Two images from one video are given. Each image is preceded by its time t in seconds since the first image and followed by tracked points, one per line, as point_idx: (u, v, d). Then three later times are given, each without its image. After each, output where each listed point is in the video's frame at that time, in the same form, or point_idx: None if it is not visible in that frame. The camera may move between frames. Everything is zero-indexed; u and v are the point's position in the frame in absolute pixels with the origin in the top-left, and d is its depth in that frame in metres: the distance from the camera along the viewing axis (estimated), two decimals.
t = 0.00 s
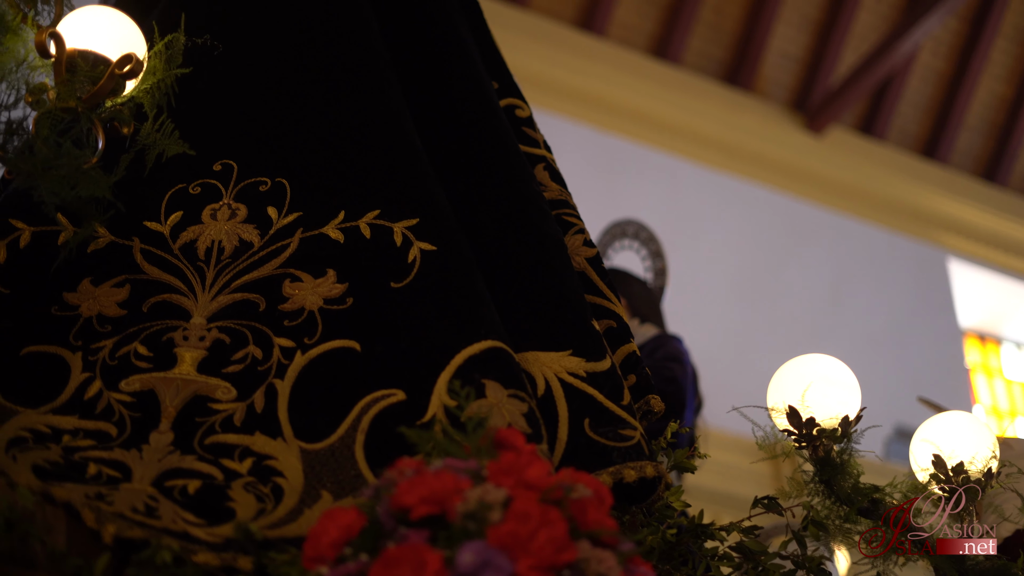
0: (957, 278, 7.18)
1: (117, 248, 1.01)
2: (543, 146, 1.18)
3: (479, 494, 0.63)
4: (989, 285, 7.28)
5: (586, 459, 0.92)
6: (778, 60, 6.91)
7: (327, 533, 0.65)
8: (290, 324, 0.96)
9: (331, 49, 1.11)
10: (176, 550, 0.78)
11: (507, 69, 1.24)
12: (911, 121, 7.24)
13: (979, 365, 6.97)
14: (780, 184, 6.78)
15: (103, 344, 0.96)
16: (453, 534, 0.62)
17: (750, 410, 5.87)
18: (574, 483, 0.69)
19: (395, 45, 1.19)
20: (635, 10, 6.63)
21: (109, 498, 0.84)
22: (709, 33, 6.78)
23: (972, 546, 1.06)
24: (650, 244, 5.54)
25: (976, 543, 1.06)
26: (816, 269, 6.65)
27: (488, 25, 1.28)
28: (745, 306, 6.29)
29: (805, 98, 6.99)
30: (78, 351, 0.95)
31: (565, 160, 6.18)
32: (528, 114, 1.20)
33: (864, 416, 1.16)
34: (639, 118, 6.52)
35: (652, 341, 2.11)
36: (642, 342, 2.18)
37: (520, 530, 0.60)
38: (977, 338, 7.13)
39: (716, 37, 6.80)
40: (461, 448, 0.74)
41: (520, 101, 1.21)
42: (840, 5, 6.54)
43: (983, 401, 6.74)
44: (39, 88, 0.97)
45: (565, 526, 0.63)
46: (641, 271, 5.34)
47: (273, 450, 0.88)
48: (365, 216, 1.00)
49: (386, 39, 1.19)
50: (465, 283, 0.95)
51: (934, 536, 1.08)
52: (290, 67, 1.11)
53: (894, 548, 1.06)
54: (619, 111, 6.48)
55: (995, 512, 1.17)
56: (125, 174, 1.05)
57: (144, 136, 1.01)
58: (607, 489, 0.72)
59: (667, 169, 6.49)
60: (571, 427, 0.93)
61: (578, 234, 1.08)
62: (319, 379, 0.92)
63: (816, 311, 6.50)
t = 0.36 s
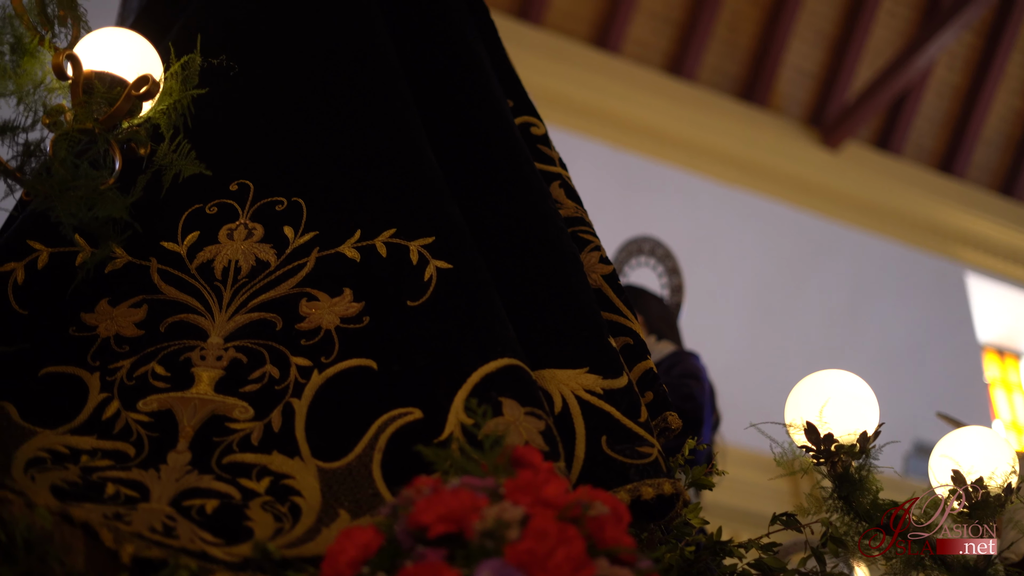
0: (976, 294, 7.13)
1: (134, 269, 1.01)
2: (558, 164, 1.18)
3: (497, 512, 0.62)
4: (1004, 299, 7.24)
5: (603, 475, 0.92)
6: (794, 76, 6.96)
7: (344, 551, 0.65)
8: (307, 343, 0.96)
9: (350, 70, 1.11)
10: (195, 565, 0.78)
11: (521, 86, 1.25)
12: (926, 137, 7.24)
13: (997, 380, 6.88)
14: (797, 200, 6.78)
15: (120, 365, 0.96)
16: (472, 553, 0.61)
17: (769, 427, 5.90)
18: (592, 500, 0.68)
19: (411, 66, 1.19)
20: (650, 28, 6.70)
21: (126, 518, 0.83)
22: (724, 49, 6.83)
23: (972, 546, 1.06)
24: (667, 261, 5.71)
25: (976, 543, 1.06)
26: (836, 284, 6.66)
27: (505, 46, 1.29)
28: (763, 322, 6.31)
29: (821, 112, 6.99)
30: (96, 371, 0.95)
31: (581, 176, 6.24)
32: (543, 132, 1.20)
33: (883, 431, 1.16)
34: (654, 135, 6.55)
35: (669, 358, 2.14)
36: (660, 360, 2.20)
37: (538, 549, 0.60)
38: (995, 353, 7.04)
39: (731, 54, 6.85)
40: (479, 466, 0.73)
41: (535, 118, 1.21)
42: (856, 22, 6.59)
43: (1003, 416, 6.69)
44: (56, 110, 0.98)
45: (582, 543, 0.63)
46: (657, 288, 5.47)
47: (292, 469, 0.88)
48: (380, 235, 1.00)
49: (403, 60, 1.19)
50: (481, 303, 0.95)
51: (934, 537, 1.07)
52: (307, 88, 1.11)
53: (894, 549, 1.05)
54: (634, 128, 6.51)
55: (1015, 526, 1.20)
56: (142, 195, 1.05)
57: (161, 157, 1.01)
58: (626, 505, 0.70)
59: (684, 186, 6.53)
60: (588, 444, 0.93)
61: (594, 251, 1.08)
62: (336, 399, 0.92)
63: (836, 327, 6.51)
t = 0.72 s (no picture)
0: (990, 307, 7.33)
1: (147, 288, 1.01)
2: (570, 181, 1.19)
3: (510, 529, 0.62)
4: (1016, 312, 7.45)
5: (616, 493, 0.91)
6: (804, 91, 7.22)
7: (357, 569, 0.64)
8: (319, 361, 0.96)
9: (361, 88, 1.12)
10: None
11: (533, 105, 1.26)
12: (938, 151, 7.53)
13: (1012, 395, 6.94)
14: (810, 215, 6.96)
15: (132, 384, 0.95)
16: (482, 570, 0.61)
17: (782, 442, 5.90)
18: (604, 517, 0.67)
19: (422, 84, 1.19)
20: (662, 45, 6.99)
21: (139, 536, 0.84)
22: (736, 65, 7.10)
23: (971, 545, 1.09)
24: (679, 277, 5.95)
25: (976, 543, 1.09)
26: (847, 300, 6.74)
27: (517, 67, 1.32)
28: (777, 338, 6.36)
29: (832, 127, 7.28)
30: (109, 391, 0.95)
31: (591, 194, 6.29)
32: (554, 149, 1.22)
33: (896, 446, 1.16)
34: (667, 150, 6.71)
35: (681, 374, 2.31)
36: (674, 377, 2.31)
37: (550, 566, 0.60)
38: (1009, 368, 7.14)
39: (742, 71, 7.12)
40: (491, 483, 0.73)
41: (547, 136, 1.23)
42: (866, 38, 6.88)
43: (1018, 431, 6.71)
44: (69, 130, 0.99)
45: (595, 560, 0.62)
46: (670, 304, 5.68)
47: (304, 487, 0.88)
48: (392, 252, 1.00)
49: (414, 78, 1.20)
50: (495, 319, 0.95)
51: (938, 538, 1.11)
52: (320, 104, 1.12)
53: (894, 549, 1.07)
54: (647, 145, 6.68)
55: None
56: (153, 214, 1.05)
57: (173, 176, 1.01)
58: (637, 522, 0.70)
59: (694, 201, 6.61)
60: (600, 462, 0.92)
61: (606, 267, 1.08)
62: (348, 417, 0.92)
63: (849, 343, 6.58)
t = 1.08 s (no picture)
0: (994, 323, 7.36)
1: (148, 308, 1.01)
2: (570, 199, 1.20)
3: (511, 547, 0.61)
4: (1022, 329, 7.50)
5: (618, 511, 0.90)
6: (806, 107, 7.36)
7: None
8: (320, 380, 0.96)
9: (362, 107, 1.12)
10: None
11: (534, 123, 1.27)
12: (940, 166, 7.65)
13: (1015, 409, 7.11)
14: (816, 231, 6.98)
15: (134, 404, 0.95)
16: None
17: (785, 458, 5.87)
18: (606, 535, 0.67)
19: (423, 103, 1.20)
20: (664, 63, 7.10)
21: (141, 556, 0.85)
22: (737, 82, 7.21)
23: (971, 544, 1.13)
24: (681, 294, 6.02)
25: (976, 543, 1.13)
26: (856, 316, 6.70)
27: (517, 85, 1.33)
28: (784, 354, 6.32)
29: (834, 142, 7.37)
30: (110, 411, 0.95)
31: (593, 209, 6.28)
32: (555, 167, 1.23)
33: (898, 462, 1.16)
34: (666, 165, 6.76)
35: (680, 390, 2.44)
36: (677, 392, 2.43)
37: None
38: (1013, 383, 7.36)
39: (743, 88, 7.23)
40: (492, 501, 0.72)
41: (547, 154, 1.24)
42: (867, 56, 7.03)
43: None
44: (70, 150, 0.99)
45: None
46: (672, 321, 5.87)
47: (305, 506, 0.88)
48: (393, 271, 1.00)
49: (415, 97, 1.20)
50: (496, 339, 0.94)
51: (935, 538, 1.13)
52: (322, 123, 1.12)
53: (895, 547, 1.06)
54: (650, 161, 6.73)
55: None
56: (154, 234, 1.04)
57: (174, 196, 1.01)
58: (640, 540, 0.69)
59: (695, 217, 6.60)
60: (602, 480, 0.92)
61: (607, 285, 1.09)
62: (351, 436, 0.92)
63: (858, 361, 6.54)
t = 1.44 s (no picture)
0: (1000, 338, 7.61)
1: (153, 325, 1.01)
2: (574, 215, 1.20)
3: (515, 565, 0.61)
4: None
5: (623, 527, 0.90)
6: (809, 122, 7.59)
7: None
8: (325, 398, 0.95)
9: (366, 124, 1.12)
10: None
11: (537, 140, 1.27)
12: (945, 180, 7.90)
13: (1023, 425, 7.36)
14: (819, 246, 7.25)
15: (139, 422, 0.95)
16: None
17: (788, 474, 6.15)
18: (610, 551, 0.65)
19: (427, 121, 1.21)
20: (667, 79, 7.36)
21: None
22: (740, 97, 7.46)
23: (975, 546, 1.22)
24: (685, 309, 6.38)
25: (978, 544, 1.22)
26: (858, 328, 6.94)
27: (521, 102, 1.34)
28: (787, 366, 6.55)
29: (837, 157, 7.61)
30: (115, 429, 0.95)
31: (599, 226, 6.59)
32: (559, 183, 1.23)
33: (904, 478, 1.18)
34: (674, 183, 7.06)
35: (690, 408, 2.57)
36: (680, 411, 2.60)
37: None
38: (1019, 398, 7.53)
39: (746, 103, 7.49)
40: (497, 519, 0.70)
41: (551, 169, 1.24)
42: (869, 72, 7.27)
43: None
44: (75, 169, 0.99)
45: None
46: (677, 336, 6.19)
47: (310, 523, 0.88)
48: (397, 288, 1.00)
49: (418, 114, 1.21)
50: (502, 357, 0.94)
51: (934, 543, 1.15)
52: (326, 140, 1.12)
53: (894, 547, 1.06)
54: (657, 178, 7.04)
55: None
56: (160, 252, 1.05)
57: (179, 214, 1.01)
58: (646, 556, 0.67)
59: (701, 233, 6.86)
60: (606, 496, 0.92)
61: (611, 301, 1.09)
62: (356, 454, 0.91)
63: (862, 372, 6.76)
